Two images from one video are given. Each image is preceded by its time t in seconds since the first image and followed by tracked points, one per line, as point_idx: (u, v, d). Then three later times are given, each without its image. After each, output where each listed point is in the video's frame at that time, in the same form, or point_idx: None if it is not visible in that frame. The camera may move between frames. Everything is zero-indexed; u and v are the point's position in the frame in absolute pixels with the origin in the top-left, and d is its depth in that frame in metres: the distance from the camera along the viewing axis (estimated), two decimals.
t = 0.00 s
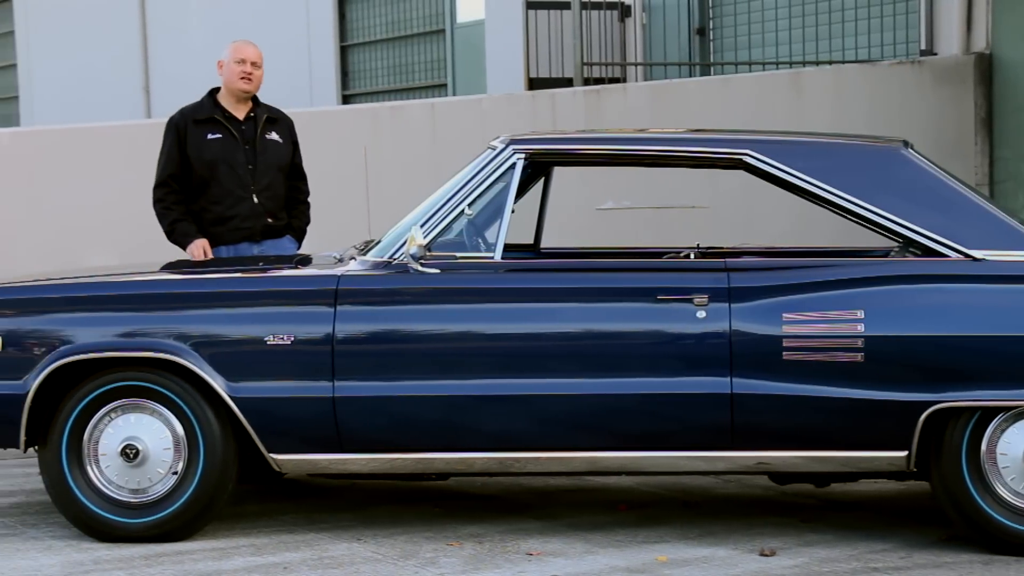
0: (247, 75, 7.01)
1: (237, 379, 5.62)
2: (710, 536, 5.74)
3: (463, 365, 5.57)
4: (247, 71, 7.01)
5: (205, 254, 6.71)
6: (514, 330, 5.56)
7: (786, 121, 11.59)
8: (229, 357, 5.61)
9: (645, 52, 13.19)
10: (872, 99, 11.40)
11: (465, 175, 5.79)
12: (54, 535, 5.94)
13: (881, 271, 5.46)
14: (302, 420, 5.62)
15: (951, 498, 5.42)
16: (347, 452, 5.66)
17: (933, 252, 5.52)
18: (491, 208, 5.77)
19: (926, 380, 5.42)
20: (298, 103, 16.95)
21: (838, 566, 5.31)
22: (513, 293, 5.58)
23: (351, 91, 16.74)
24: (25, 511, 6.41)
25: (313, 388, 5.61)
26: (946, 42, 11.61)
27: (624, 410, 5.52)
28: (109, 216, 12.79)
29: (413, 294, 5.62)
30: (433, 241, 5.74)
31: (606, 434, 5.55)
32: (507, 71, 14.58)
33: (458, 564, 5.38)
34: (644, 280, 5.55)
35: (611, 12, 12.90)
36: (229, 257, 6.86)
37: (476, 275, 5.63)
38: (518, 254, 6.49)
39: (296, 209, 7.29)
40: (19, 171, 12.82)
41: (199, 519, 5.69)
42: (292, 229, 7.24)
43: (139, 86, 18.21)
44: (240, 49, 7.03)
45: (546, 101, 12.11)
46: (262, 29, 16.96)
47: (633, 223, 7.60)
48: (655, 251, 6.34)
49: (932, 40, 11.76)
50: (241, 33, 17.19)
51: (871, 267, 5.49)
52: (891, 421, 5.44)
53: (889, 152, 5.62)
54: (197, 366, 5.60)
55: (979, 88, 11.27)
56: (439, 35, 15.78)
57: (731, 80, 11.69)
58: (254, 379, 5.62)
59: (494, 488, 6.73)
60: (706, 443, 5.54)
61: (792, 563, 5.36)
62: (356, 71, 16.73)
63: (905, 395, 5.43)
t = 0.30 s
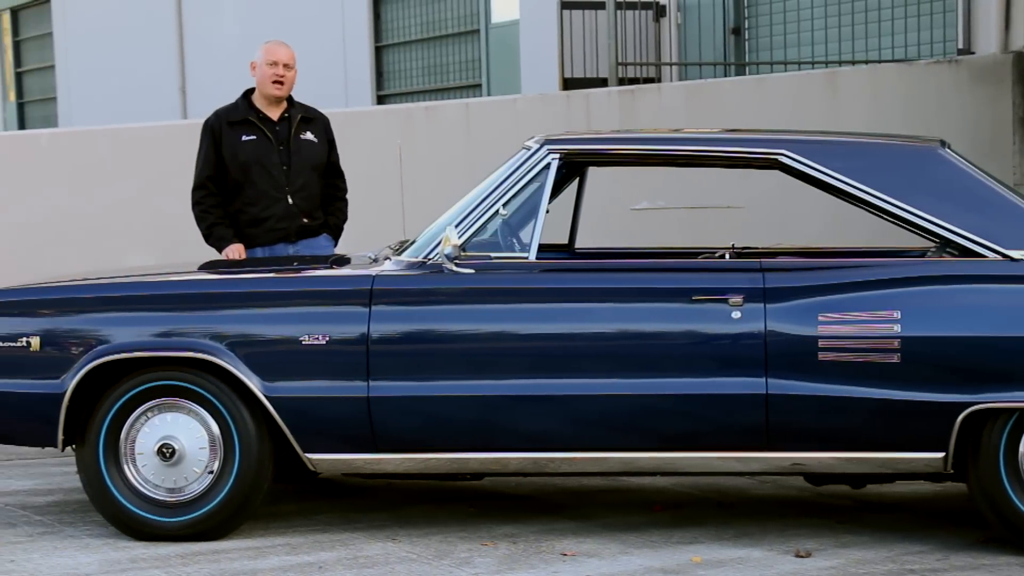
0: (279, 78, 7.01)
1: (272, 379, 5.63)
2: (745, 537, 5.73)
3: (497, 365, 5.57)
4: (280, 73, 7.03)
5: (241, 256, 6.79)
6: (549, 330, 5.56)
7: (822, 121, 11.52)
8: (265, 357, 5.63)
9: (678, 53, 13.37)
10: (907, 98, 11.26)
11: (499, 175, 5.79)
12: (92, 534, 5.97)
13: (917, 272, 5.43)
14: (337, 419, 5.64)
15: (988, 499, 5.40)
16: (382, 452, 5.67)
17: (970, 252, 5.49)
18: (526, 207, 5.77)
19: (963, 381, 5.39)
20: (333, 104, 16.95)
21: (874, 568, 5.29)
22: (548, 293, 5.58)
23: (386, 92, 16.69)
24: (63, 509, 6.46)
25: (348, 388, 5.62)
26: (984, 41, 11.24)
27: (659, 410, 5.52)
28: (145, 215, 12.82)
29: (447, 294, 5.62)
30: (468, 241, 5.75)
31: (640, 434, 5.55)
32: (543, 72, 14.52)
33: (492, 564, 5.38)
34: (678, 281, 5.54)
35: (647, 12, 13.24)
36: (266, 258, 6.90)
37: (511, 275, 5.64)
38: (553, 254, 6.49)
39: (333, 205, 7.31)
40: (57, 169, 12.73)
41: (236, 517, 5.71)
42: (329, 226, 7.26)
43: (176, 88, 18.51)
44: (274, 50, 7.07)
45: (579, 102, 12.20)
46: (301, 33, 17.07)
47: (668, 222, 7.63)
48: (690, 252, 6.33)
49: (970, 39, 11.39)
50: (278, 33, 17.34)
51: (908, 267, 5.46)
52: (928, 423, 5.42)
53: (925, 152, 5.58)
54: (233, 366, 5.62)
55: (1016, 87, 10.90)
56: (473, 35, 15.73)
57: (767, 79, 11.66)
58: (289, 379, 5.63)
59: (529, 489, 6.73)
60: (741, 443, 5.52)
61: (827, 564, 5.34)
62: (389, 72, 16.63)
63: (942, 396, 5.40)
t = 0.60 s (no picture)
0: (319, 84, 7.02)
1: (307, 379, 5.65)
2: (781, 538, 5.71)
3: (532, 365, 5.57)
4: (320, 79, 7.04)
5: (276, 256, 6.79)
6: (583, 330, 5.55)
7: (857, 120, 11.47)
8: (300, 357, 5.65)
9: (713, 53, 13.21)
10: (944, 97, 11.33)
11: (534, 175, 5.79)
12: (129, 532, 6.00)
13: (954, 272, 5.40)
14: (372, 419, 5.65)
15: None
16: (416, 452, 5.69)
17: (1008, 253, 5.45)
18: (561, 207, 5.77)
19: (1000, 382, 5.36)
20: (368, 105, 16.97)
21: (910, 570, 5.26)
22: (582, 293, 5.57)
23: (420, 92, 16.68)
24: (100, 508, 6.50)
25: (382, 387, 5.63)
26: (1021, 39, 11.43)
27: (694, 410, 5.51)
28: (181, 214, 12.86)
29: (482, 294, 5.63)
30: (502, 242, 5.75)
31: (675, 434, 5.54)
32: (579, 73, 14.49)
33: (527, 564, 5.39)
34: (713, 281, 5.53)
35: (681, 12, 13.07)
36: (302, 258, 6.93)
37: (545, 275, 5.63)
38: (587, 254, 6.48)
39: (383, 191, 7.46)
40: (96, 171, 12.80)
41: (271, 516, 5.73)
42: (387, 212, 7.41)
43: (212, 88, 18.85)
44: (309, 57, 7.06)
45: (614, 103, 12.11)
46: (340, 33, 17.16)
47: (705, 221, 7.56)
48: (725, 252, 6.32)
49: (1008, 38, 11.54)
50: (314, 34, 17.43)
51: (944, 268, 5.43)
52: (964, 424, 5.39)
53: (962, 151, 5.55)
54: (268, 366, 5.64)
55: None
56: (506, 36, 15.66)
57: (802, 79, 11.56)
58: (323, 378, 5.65)
59: (564, 489, 6.74)
60: (776, 444, 5.51)
61: (863, 565, 5.32)
62: (423, 73, 16.63)
63: (978, 397, 5.37)
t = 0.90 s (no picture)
0: (357, 87, 7.01)
1: (342, 379, 5.66)
2: (817, 539, 5.70)
3: (566, 364, 5.56)
4: (358, 81, 7.02)
5: (311, 255, 6.90)
6: (617, 331, 5.54)
7: (894, 120, 11.30)
8: (335, 357, 5.66)
9: (750, 52, 13.25)
10: (983, 96, 11.04)
11: (569, 175, 5.78)
12: (165, 531, 6.03)
13: (992, 273, 5.37)
14: (408, 419, 5.66)
15: None
16: (450, 451, 5.69)
17: None
18: (596, 207, 5.77)
19: None
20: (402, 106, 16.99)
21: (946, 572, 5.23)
22: (616, 293, 5.57)
23: (455, 92, 16.70)
24: (137, 507, 6.53)
25: (417, 388, 5.63)
26: None
27: (729, 411, 5.49)
28: (218, 214, 12.88)
29: (517, 294, 5.62)
30: (537, 242, 5.75)
31: (710, 434, 5.52)
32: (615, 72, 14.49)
33: (562, 564, 5.38)
34: (748, 281, 5.51)
35: (715, 12, 13.06)
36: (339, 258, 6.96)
37: (580, 275, 5.63)
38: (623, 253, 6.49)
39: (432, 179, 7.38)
40: (140, 169, 13.05)
41: (305, 517, 5.75)
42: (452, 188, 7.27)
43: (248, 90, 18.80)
44: (342, 61, 6.99)
45: (648, 103, 12.10)
46: (375, 34, 17.20)
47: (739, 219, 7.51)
48: (760, 252, 6.30)
49: None
50: (349, 35, 17.48)
51: (981, 268, 5.40)
52: (1002, 425, 5.35)
53: (1000, 151, 5.51)
54: (303, 365, 5.65)
55: None
56: (541, 36, 15.67)
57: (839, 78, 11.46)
58: (359, 378, 5.66)
59: (598, 488, 6.73)
60: (811, 445, 5.49)
61: (899, 567, 5.30)
62: (459, 73, 16.64)
63: (1016, 399, 5.33)
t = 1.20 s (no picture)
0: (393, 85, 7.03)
1: (370, 378, 5.67)
2: (846, 540, 5.68)
3: (594, 365, 5.56)
4: (394, 80, 7.05)
5: (340, 255, 6.86)
6: (645, 331, 5.53)
7: (925, 119, 11.24)
8: (363, 356, 5.67)
9: (780, 52, 13.30)
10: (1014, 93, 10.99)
11: (597, 175, 5.78)
12: (193, 530, 6.05)
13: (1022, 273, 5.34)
14: (436, 419, 5.66)
15: None
16: (478, 451, 5.69)
17: None
18: (624, 207, 5.77)
19: None
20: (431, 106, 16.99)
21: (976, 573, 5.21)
22: (644, 293, 5.56)
23: (483, 93, 16.69)
24: (165, 506, 6.55)
25: (445, 388, 5.64)
26: None
27: (757, 411, 5.48)
28: (247, 215, 12.97)
29: (546, 294, 5.62)
30: (565, 242, 5.74)
31: (738, 435, 5.51)
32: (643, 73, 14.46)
33: (590, 564, 5.38)
34: (777, 282, 5.50)
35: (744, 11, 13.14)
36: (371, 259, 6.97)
37: (608, 276, 5.62)
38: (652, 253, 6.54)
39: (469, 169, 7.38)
40: (168, 169, 13.16)
41: (333, 516, 5.75)
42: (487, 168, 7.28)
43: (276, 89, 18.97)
44: (376, 61, 7.02)
45: (677, 102, 12.08)
46: (405, 34, 17.21)
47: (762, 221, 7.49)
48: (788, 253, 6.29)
49: None
50: (378, 35, 17.50)
51: (1012, 269, 5.38)
52: None
53: None
54: (331, 365, 5.66)
55: None
56: (570, 36, 15.67)
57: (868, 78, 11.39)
58: (387, 378, 5.67)
59: (627, 489, 6.73)
60: (840, 446, 5.47)
61: (928, 568, 5.28)
62: (488, 73, 16.63)
63: None
